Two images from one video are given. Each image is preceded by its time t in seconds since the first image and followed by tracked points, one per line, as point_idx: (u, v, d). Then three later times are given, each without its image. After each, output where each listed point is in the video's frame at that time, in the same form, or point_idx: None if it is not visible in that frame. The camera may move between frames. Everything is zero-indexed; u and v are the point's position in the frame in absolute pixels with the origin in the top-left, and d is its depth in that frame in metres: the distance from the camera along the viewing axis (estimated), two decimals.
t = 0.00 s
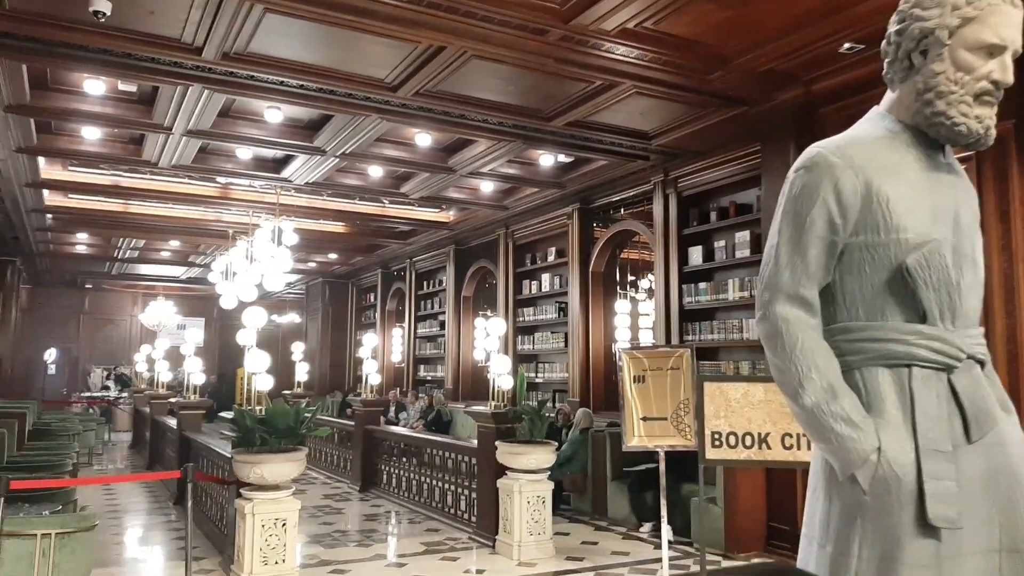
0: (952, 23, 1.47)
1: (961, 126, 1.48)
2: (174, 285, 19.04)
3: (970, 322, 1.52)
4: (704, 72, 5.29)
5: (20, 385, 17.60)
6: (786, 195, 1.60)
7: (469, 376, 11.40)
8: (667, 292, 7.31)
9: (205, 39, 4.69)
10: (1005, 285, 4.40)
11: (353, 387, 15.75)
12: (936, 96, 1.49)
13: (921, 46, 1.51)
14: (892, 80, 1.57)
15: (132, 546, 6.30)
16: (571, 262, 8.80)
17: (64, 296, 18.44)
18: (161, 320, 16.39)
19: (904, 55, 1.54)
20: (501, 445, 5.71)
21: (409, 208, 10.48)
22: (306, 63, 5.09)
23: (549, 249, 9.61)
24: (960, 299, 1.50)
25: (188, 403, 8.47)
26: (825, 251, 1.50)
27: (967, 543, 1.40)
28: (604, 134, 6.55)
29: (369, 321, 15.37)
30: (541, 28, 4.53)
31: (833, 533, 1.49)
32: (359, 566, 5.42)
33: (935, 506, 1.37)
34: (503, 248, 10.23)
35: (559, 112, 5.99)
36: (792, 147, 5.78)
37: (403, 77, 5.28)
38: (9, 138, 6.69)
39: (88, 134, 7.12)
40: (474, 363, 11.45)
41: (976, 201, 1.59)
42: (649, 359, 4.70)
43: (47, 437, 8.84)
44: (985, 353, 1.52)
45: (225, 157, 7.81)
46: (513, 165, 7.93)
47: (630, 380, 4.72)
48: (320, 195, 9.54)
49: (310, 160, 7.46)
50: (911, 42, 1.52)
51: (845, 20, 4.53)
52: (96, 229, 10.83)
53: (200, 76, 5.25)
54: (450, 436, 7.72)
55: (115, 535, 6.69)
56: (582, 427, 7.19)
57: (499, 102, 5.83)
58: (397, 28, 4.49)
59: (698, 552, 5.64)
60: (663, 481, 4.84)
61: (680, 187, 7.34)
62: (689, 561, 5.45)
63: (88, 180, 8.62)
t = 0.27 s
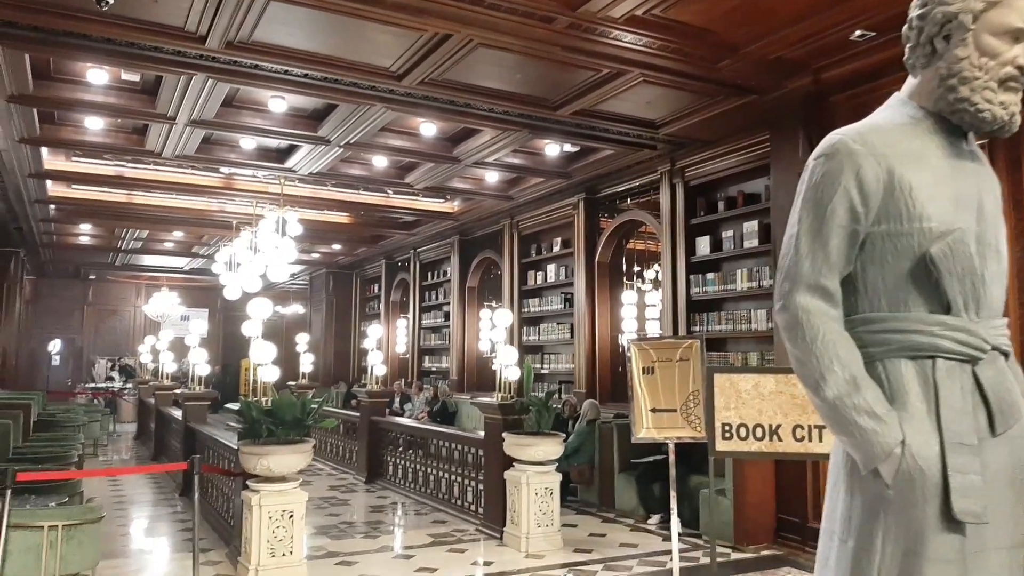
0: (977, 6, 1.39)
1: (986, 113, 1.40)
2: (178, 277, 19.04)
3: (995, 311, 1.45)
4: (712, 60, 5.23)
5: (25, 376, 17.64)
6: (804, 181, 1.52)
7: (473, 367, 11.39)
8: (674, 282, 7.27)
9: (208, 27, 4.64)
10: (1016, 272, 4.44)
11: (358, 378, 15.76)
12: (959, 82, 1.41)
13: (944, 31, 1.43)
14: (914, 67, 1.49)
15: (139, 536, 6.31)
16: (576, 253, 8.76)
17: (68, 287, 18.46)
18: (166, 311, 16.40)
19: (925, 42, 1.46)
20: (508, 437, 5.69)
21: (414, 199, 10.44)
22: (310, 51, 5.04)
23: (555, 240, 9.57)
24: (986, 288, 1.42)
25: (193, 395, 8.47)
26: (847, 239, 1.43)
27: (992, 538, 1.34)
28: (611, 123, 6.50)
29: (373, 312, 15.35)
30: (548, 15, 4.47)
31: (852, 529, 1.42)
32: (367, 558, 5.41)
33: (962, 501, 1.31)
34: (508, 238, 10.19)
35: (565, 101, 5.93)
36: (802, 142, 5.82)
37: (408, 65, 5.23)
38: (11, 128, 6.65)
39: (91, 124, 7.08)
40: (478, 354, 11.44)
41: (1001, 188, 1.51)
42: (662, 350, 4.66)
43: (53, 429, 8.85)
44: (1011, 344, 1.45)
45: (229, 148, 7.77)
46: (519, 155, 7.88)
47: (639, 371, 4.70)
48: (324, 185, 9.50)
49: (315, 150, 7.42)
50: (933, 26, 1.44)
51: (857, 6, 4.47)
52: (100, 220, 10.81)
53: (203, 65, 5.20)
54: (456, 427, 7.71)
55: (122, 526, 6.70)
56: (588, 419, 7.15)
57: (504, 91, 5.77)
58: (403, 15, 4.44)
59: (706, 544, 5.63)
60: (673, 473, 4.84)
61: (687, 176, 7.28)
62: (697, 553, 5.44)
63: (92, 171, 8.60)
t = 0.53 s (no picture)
0: None
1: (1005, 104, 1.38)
2: (183, 272, 19.07)
3: (1014, 305, 1.42)
4: (720, 54, 5.20)
5: (31, 371, 17.69)
6: (819, 175, 1.49)
7: (479, 363, 11.38)
8: (681, 277, 7.24)
9: (214, 21, 4.63)
10: None
11: (363, 373, 15.78)
12: (977, 74, 1.39)
13: (961, 22, 1.40)
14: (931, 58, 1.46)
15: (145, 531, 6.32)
16: (582, 248, 8.73)
17: (74, 282, 18.50)
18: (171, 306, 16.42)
19: (942, 33, 1.43)
20: (515, 432, 5.68)
21: (419, 194, 10.42)
22: (316, 46, 5.03)
23: (560, 235, 9.55)
24: (1004, 282, 1.40)
25: (199, 390, 8.47)
26: (863, 233, 1.40)
27: (1010, 534, 1.31)
28: (618, 117, 6.47)
29: (378, 307, 15.35)
30: (555, 9, 4.45)
31: (868, 525, 1.40)
32: (373, 553, 5.41)
33: (980, 497, 1.28)
34: (514, 233, 10.17)
35: (572, 95, 5.91)
36: (811, 136, 5.79)
37: (415, 59, 5.21)
38: (18, 122, 6.66)
39: (97, 119, 7.09)
40: (484, 349, 11.44)
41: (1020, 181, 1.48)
42: (671, 346, 4.66)
43: (59, 424, 8.87)
44: None
45: (235, 143, 7.77)
46: (525, 150, 7.86)
47: (647, 367, 4.69)
48: (329, 180, 9.49)
49: (320, 145, 7.41)
50: (950, 18, 1.41)
51: None
52: (105, 215, 10.82)
53: (209, 60, 5.19)
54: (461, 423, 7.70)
55: (128, 521, 6.71)
56: (595, 414, 7.14)
57: (511, 85, 5.75)
58: (409, 8, 4.42)
59: (713, 539, 5.61)
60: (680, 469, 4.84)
61: (694, 171, 7.26)
62: (705, 548, 5.42)
63: (98, 166, 8.60)
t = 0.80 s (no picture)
0: None
1: None
2: (195, 265, 19.19)
3: None
4: (734, 45, 5.18)
5: (46, 364, 17.86)
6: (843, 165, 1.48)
7: (490, 355, 11.42)
8: (693, 270, 7.23)
9: (230, 15, 4.65)
10: None
11: (374, 365, 15.85)
12: (1006, 60, 1.40)
13: (989, 7, 1.42)
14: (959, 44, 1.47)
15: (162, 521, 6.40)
16: (593, 240, 8.73)
17: (87, 275, 18.64)
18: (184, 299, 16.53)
19: (972, 16, 1.44)
20: (528, 423, 5.71)
21: (430, 186, 10.44)
22: (330, 39, 5.05)
23: (572, 227, 9.55)
24: None
25: (213, 382, 8.54)
26: (888, 222, 1.40)
27: None
28: (630, 109, 6.46)
29: (389, 300, 15.41)
30: None
31: (893, 516, 1.39)
32: (387, 543, 5.45)
33: (1006, 487, 1.28)
34: (525, 226, 10.18)
35: (585, 86, 5.91)
36: (825, 128, 5.77)
37: (428, 52, 5.22)
38: (34, 116, 6.72)
39: (112, 112, 7.14)
40: (495, 341, 11.47)
41: None
42: (684, 337, 4.70)
43: (75, 415, 8.96)
44: None
45: (248, 136, 7.81)
46: (537, 142, 7.86)
47: (660, 359, 4.72)
48: (341, 173, 9.53)
49: (333, 138, 7.44)
50: (979, 3, 1.43)
51: None
52: (119, 209, 10.90)
53: (223, 53, 5.22)
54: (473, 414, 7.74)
55: (145, 510, 6.80)
56: (607, 407, 7.20)
57: (524, 77, 5.75)
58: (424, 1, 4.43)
59: (726, 530, 5.63)
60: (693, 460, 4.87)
61: (707, 163, 7.24)
62: (717, 539, 5.44)
63: (112, 159, 8.66)
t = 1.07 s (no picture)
0: None
1: None
2: (206, 257, 19.21)
3: None
4: (751, 30, 5.08)
5: (59, 356, 17.94)
6: (876, 149, 1.39)
7: (501, 347, 11.37)
8: (708, 260, 7.13)
9: (239, 2, 4.58)
10: None
11: (385, 357, 15.83)
12: None
13: None
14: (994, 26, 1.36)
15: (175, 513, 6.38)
16: (606, 231, 8.65)
17: (99, 268, 18.70)
18: (195, 291, 16.54)
19: None
20: (542, 415, 5.64)
21: (441, 176, 10.37)
22: (340, 26, 4.97)
23: (584, 217, 9.47)
24: None
25: (225, 374, 8.52)
26: (924, 207, 1.30)
27: None
28: (644, 97, 6.37)
29: (400, 291, 15.37)
30: None
31: (927, 510, 1.30)
32: (401, 536, 5.42)
33: None
34: (536, 216, 10.10)
35: (599, 73, 5.81)
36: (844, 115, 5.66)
37: (440, 39, 5.14)
38: (44, 107, 6.68)
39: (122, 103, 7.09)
40: (506, 333, 11.41)
41: None
42: (704, 328, 4.62)
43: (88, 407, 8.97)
44: None
45: (258, 126, 7.75)
46: (549, 131, 7.78)
47: (678, 350, 4.64)
48: (352, 163, 9.47)
49: (344, 127, 7.37)
50: None
51: None
52: (130, 200, 10.88)
53: (233, 41, 5.15)
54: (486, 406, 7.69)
55: (158, 502, 6.79)
56: (622, 399, 7.21)
57: (537, 64, 5.66)
58: None
59: (743, 523, 5.57)
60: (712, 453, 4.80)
61: (722, 151, 7.14)
62: (735, 532, 5.37)
63: (122, 150, 8.63)
